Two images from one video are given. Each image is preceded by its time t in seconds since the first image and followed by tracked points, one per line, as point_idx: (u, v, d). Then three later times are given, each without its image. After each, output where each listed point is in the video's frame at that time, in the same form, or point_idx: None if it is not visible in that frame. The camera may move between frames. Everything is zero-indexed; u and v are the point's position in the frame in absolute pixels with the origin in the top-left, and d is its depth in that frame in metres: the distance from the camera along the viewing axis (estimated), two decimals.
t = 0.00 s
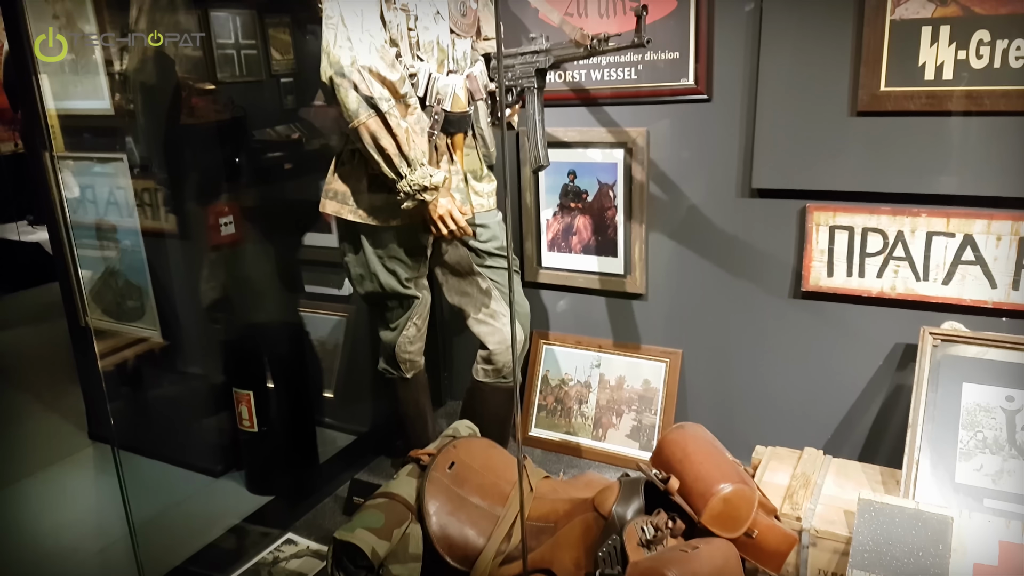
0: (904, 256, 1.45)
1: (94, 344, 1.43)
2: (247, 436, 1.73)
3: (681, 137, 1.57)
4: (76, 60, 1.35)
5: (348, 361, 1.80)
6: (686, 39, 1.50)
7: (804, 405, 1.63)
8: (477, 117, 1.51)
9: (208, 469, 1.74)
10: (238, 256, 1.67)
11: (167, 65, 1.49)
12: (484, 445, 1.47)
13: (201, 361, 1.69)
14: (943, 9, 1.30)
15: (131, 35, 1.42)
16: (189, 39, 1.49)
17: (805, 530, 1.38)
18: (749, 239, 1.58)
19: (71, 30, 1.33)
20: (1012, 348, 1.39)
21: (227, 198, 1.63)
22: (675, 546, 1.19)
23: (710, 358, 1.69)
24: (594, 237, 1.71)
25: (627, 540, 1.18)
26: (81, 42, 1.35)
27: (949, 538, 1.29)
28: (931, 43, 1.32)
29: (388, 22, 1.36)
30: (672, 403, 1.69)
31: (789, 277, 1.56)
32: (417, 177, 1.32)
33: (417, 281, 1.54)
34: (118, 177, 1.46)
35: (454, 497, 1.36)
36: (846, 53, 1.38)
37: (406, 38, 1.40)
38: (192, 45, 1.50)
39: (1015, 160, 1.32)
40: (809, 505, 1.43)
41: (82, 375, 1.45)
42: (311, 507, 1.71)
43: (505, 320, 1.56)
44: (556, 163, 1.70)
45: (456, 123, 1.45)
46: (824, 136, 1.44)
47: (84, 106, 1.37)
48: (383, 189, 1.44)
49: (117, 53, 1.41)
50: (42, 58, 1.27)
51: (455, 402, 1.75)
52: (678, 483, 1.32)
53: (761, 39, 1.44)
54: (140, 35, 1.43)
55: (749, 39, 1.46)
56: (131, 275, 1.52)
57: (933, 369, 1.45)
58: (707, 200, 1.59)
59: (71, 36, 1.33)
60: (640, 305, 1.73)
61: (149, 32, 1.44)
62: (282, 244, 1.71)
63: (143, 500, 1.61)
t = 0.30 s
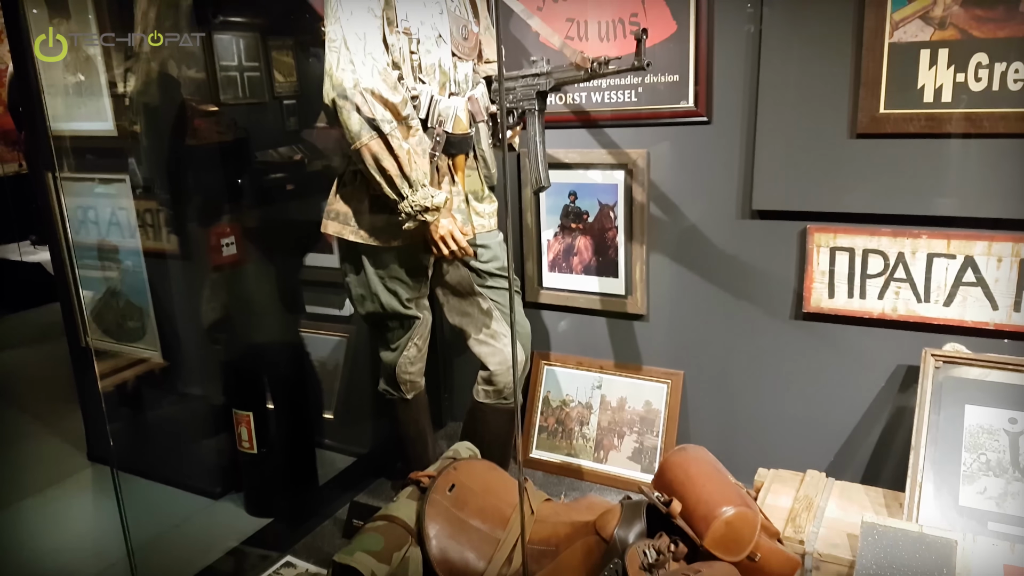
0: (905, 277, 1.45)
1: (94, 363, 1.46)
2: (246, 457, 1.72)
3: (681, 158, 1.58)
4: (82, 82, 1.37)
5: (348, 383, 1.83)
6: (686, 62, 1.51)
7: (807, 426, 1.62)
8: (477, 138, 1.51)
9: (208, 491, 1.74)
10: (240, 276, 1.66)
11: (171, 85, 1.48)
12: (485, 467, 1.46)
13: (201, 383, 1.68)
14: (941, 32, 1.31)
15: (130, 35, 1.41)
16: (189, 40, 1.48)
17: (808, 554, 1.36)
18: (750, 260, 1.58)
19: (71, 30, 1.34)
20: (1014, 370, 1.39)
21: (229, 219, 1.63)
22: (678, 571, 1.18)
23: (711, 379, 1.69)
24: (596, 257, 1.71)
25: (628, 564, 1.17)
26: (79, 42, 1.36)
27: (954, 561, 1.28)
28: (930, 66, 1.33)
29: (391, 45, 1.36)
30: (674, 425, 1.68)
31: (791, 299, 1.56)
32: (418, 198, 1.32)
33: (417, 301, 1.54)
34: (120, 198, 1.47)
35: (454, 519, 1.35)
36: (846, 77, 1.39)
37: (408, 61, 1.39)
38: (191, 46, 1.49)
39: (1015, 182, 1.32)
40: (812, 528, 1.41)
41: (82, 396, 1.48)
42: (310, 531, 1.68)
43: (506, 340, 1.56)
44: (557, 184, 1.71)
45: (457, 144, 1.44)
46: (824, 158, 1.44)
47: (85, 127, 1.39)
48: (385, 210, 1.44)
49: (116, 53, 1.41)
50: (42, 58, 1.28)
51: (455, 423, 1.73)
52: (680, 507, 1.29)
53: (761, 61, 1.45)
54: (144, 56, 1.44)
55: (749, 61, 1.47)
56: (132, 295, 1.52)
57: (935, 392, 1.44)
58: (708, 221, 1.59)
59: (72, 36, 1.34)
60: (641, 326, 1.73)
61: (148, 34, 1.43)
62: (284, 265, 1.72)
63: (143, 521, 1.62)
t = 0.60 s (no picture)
0: (906, 298, 1.45)
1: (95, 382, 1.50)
2: (246, 479, 1.73)
3: (680, 179, 1.59)
4: (85, 106, 1.40)
5: (349, 403, 1.76)
6: (686, 85, 1.52)
7: (808, 448, 1.62)
8: (478, 160, 1.53)
9: (207, 512, 1.75)
10: (240, 296, 1.67)
11: (175, 107, 1.50)
12: (485, 489, 1.45)
13: (201, 404, 1.69)
14: (938, 55, 1.32)
15: (129, 35, 1.41)
16: (189, 40, 1.48)
17: None
18: (752, 281, 1.58)
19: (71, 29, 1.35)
20: (1015, 392, 1.39)
21: (231, 240, 1.64)
22: None
23: (712, 400, 1.68)
24: (596, 277, 1.72)
25: None
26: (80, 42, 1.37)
27: None
28: (927, 88, 1.34)
29: (393, 68, 1.37)
30: (675, 446, 1.68)
31: (792, 319, 1.56)
32: (419, 218, 1.32)
33: (418, 321, 1.54)
34: (123, 219, 1.50)
35: (454, 542, 1.34)
36: (844, 99, 1.40)
37: (410, 83, 1.40)
38: (191, 46, 1.49)
39: (1014, 203, 1.33)
40: (814, 551, 1.40)
41: (83, 415, 1.52)
42: (310, 553, 1.67)
43: (506, 360, 1.56)
44: (557, 205, 1.71)
45: (458, 166, 1.45)
46: (823, 180, 1.45)
47: (87, 148, 1.42)
48: (386, 230, 1.45)
49: (116, 53, 1.41)
50: (40, 57, 1.31)
51: (456, 444, 1.72)
52: (681, 529, 1.28)
53: (759, 83, 1.46)
54: (147, 78, 1.45)
55: (748, 83, 1.48)
56: (133, 315, 1.55)
57: (937, 413, 1.44)
58: (709, 242, 1.59)
59: (72, 36, 1.36)
60: (642, 346, 1.73)
61: (149, 33, 1.42)
62: (286, 286, 1.72)
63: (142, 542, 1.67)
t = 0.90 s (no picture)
0: (906, 320, 1.45)
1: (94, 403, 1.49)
2: (244, 500, 1.74)
3: (680, 201, 1.59)
4: (87, 125, 1.41)
5: (349, 422, 1.76)
6: (685, 107, 1.53)
7: (810, 470, 1.61)
8: (480, 182, 1.54)
9: (207, 534, 1.76)
10: (242, 317, 1.69)
11: (177, 129, 1.52)
12: (486, 510, 1.45)
13: (200, 425, 1.70)
14: (935, 79, 1.33)
15: (130, 35, 1.41)
16: (189, 39, 1.48)
17: None
18: (752, 302, 1.58)
19: (71, 29, 1.34)
20: (1017, 414, 1.38)
21: (233, 260, 1.66)
22: None
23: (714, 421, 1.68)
24: (597, 298, 1.72)
25: None
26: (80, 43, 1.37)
27: None
28: (925, 111, 1.35)
29: (395, 91, 1.37)
30: (677, 468, 1.68)
31: (792, 341, 1.57)
32: (420, 239, 1.32)
33: (419, 342, 1.53)
34: (125, 239, 1.50)
35: (454, 565, 1.33)
36: (842, 123, 1.41)
37: (413, 106, 1.41)
38: (191, 45, 1.49)
39: (1013, 225, 1.33)
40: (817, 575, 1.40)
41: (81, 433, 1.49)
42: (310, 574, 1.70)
43: (506, 382, 1.57)
44: (557, 226, 1.72)
45: (460, 187, 1.46)
46: (822, 202, 1.46)
47: (90, 169, 1.42)
48: (386, 250, 1.44)
49: (117, 53, 1.41)
50: (42, 58, 1.31)
51: (456, 465, 1.68)
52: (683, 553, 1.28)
53: (758, 106, 1.47)
54: (151, 101, 1.46)
55: (747, 106, 1.49)
56: (134, 335, 1.55)
57: (938, 436, 1.44)
58: (709, 264, 1.60)
59: (72, 36, 1.35)
60: (643, 367, 1.73)
61: (149, 32, 1.42)
62: (287, 306, 1.72)
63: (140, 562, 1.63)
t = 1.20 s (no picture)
0: (908, 341, 1.45)
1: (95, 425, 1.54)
2: (244, 522, 1.71)
3: (681, 222, 1.60)
4: (93, 147, 1.45)
5: (349, 443, 1.76)
6: (686, 129, 1.54)
7: (814, 493, 1.60)
8: (482, 203, 1.54)
9: (205, 556, 1.75)
10: (242, 337, 1.69)
11: (181, 150, 1.55)
12: (487, 533, 1.43)
13: (200, 445, 1.70)
14: (934, 101, 1.34)
15: (129, 35, 1.43)
16: (189, 39, 1.50)
17: None
18: (754, 323, 1.58)
19: (71, 29, 1.36)
20: (1020, 436, 1.38)
21: (235, 280, 1.67)
22: None
23: (717, 443, 1.67)
24: (598, 318, 1.72)
25: None
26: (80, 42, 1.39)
27: None
28: (925, 134, 1.36)
29: (398, 113, 1.38)
30: (680, 491, 1.67)
31: (795, 362, 1.56)
32: (422, 260, 1.32)
33: (420, 362, 1.52)
34: (128, 260, 1.53)
35: None
36: (842, 145, 1.42)
37: (415, 128, 1.41)
38: (191, 45, 1.51)
39: (1013, 247, 1.34)
40: None
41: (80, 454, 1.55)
42: None
43: (508, 403, 1.55)
44: (558, 246, 1.72)
45: (462, 209, 1.45)
46: (824, 224, 1.46)
47: (95, 189, 1.46)
48: (388, 270, 1.45)
49: (117, 53, 1.43)
50: (41, 58, 1.33)
51: (457, 487, 1.68)
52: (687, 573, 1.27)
53: (759, 129, 1.48)
54: (155, 123, 1.50)
55: (747, 127, 1.50)
56: (134, 356, 1.58)
57: (941, 458, 1.43)
58: (711, 286, 1.60)
59: (72, 36, 1.37)
60: (644, 388, 1.72)
61: (149, 33, 1.44)
62: (288, 327, 1.72)
63: None
